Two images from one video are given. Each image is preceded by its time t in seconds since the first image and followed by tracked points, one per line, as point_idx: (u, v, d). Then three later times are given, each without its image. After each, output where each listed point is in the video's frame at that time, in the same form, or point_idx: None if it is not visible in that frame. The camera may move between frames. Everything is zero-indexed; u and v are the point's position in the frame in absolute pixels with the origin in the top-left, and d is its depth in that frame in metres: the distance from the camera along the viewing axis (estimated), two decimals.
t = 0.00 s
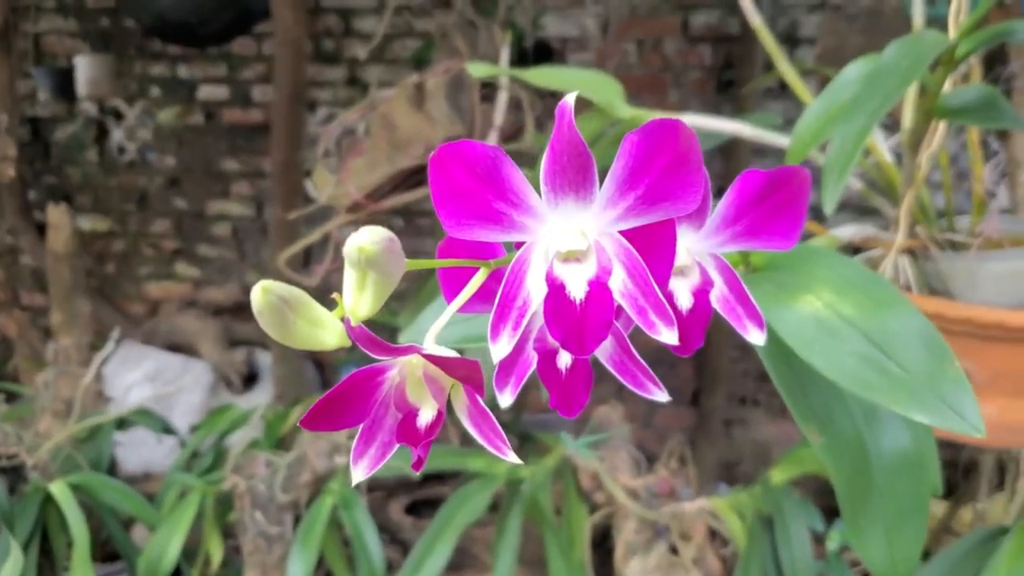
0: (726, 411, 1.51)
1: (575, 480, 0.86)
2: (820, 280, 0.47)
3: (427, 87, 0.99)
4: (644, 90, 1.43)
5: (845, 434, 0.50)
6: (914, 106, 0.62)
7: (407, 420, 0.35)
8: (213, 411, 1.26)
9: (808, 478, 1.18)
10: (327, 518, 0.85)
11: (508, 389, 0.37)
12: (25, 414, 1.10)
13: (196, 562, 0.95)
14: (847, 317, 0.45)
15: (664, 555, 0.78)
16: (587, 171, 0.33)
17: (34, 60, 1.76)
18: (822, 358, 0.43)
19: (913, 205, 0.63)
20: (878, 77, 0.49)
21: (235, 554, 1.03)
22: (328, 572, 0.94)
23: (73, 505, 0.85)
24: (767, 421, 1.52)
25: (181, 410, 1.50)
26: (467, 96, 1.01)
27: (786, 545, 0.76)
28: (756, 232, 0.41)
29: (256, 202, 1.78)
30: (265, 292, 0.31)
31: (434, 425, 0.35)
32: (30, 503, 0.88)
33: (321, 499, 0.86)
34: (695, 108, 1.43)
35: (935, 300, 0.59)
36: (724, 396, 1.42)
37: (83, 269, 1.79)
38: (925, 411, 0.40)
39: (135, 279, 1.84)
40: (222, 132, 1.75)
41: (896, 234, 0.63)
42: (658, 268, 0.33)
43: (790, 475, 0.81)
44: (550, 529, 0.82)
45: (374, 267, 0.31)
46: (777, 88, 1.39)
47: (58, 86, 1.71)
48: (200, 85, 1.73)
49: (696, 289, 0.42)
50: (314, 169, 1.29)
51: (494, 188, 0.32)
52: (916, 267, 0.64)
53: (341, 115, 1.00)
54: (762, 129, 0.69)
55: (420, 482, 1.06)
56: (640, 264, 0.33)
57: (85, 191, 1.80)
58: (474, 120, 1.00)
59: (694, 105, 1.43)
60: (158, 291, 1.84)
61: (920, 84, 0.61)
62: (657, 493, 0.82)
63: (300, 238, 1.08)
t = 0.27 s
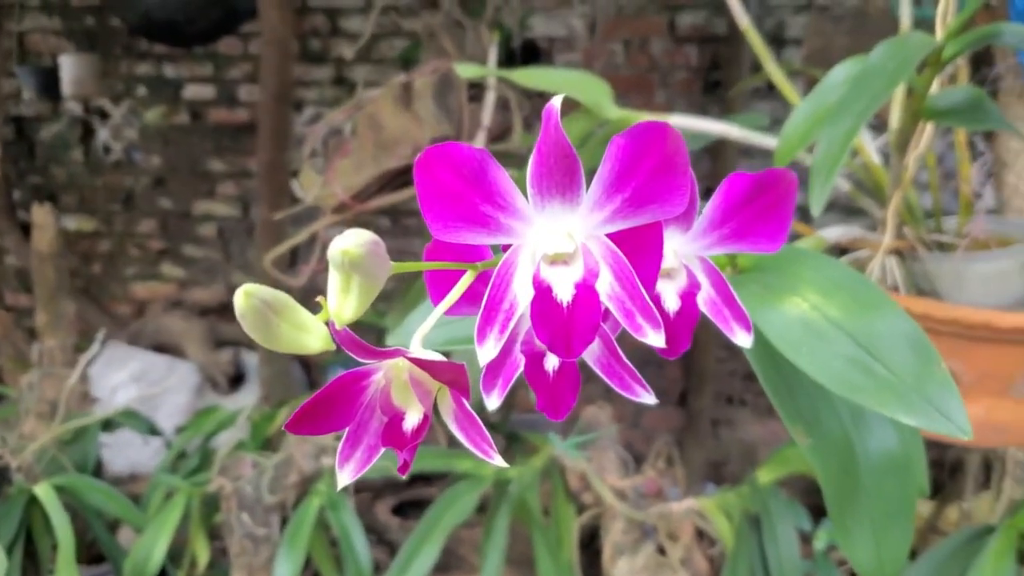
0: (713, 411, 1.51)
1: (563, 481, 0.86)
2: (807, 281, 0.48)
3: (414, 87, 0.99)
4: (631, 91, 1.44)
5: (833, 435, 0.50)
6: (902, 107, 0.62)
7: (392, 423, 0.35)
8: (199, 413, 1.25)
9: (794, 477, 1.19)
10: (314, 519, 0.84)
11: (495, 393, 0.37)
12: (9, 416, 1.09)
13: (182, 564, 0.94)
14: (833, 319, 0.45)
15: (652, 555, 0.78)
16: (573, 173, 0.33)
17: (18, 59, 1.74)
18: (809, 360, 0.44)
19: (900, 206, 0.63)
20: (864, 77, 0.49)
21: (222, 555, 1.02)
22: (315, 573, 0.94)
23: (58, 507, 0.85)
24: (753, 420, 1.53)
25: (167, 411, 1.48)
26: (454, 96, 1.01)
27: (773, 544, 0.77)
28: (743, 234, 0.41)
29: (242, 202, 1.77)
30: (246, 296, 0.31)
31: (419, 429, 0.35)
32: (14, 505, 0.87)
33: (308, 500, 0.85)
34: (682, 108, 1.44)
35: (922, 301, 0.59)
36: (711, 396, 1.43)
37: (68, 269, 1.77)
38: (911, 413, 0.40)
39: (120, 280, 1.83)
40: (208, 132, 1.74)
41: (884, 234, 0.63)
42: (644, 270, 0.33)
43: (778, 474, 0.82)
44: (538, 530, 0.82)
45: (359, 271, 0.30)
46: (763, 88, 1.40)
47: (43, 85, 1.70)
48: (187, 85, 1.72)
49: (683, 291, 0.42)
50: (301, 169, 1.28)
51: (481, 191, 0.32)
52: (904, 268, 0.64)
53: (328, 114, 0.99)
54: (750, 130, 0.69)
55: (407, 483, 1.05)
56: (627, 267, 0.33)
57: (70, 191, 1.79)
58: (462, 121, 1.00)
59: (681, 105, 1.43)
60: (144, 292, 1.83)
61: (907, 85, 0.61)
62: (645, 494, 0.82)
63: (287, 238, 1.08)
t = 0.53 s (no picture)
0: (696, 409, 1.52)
1: (548, 477, 0.86)
2: (796, 279, 0.48)
3: (399, 85, 0.99)
4: (614, 90, 1.44)
5: (821, 432, 0.51)
6: (886, 106, 0.63)
7: (386, 421, 0.34)
8: (182, 413, 1.24)
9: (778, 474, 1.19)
10: (298, 518, 0.84)
11: (487, 390, 0.37)
12: None
13: (165, 565, 0.94)
14: (822, 316, 0.45)
15: (638, 553, 0.79)
16: (567, 170, 0.33)
17: None
18: (800, 357, 0.44)
19: (885, 204, 0.64)
20: (850, 75, 0.49)
21: (205, 556, 1.01)
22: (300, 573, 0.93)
23: (39, 508, 0.84)
24: (736, 418, 1.53)
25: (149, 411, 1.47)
26: (439, 94, 1.00)
27: (758, 541, 0.77)
28: (735, 231, 0.41)
29: (224, 201, 1.76)
30: (241, 293, 0.30)
31: (413, 427, 0.34)
32: None
33: (293, 499, 0.85)
34: (665, 107, 1.44)
35: (909, 299, 0.59)
36: (694, 394, 1.43)
37: (48, 269, 1.75)
38: (901, 409, 0.41)
39: (101, 279, 1.81)
40: (189, 130, 1.73)
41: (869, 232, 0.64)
42: (638, 267, 0.33)
43: (762, 471, 0.82)
44: (524, 528, 0.82)
45: (354, 267, 0.30)
46: (745, 88, 1.41)
47: (21, 82, 1.67)
48: (168, 83, 1.70)
49: (675, 288, 0.42)
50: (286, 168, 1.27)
51: (475, 187, 0.32)
52: (889, 265, 0.65)
53: (311, 113, 0.98)
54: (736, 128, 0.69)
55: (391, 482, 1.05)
56: (621, 264, 0.33)
57: (50, 190, 1.77)
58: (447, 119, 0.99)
59: (664, 104, 1.44)
60: (126, 291, 1.81)
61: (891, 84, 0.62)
62: (631, 492, 0.84)
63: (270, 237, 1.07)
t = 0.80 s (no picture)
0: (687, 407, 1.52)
1: (542, 475, 0.86)
2: (800, 276, 0.48)
3: (393, 83, 0.99)
4: (605, 89, 1.45)
5: (823, 428, 0.51)
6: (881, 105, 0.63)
7: (406, 415, 0.35)
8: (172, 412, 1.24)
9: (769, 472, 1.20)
10: (292, 518, 0.84)
11: (499, 385, 0.36)
12: None
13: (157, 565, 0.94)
14: (826, 312, 0.46)
15: (631, 551, 0.79)
16: (586, 165, 0.33)
17: None
18: (803, 352, 0.44)
19: (879, 203, 0.64)
20: (848, 77, 0.50)
21: (198, 556, 1.01)
22: (294, 573, 0.93)
23: (30, 508, 0.83)
24: (727, 416, 1.54)
25: (141, 411, 1.47)
26: (434, 92, 1.02)
27: (751, 540, 0.78)
28: (746, 227, 0.40)
29: (214, 200, 1.75)
30: (276, 285, 0.30)
31: (434, 420, 0.34)
32: None
33: (287, 499, 0.85)
34: (656, 107, 1.44)
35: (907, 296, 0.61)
36: (685, 392, 1.44)
37: (37, 268, 1.75)
38: (904, 403, 0.41)
39: (90, 279, 1.80)
40: (179, 129, 1.72)
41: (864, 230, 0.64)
42: (654, 262, 0.33)
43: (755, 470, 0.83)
44: (517, 526, 0.82)
45: (383, 261, 0.30)
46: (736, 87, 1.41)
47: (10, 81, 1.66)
48: (158, 82, 1.69)
49: (686, 284, 0.42)
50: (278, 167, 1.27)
51: (493, 183, 0.32)
52: (883, 264, 0.65)
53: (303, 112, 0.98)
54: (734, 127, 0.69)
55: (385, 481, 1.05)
56: (637, 259, 0.32)
57: (39, 190, 1.76)
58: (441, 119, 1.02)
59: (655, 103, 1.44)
60: (116, 291, 1.80)
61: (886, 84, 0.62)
62: (623, 490, 0.84)
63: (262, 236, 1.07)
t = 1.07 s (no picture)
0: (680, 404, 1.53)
1: (540, 474, 0.86)
2: (811, 273, 0.49)
3: (390, 82, 0.99)
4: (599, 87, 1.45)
5: (831, 424, 0.52)
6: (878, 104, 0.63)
7: (430, 411, 0.35)
8: (166, 412, 1.24)
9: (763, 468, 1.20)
10: (289, 517, 0.84)
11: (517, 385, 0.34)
12: None
13: (153, 566, 0.94)
14: (837, 309, 0.46)
15: (628, 548, 0.79)
16: (611, 160, 0.32)
17: None
18: (815, 349, 0.45)
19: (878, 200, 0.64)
20: (851, 75, 0.51)
21: (193, 556, 1.01)
22: (290, 572, 0.93)
23: (26, 509, 0.83)
24: (720, 413, 1.54)
25: (135, 409, 1.46)
26: (431, 91, 1.02)
27: (749, 537, 0.79)
28: (763, 224, 0.38)
29: (207, 199, 1.73)
30: (315, 280, 0.29)
31: (458, 417, 0.34)
32: None
33: (284, 498, 0.85)
34: (649, 105, 1.44)
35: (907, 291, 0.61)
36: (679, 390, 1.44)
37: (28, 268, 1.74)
38: (915, 399, 0.41)
39: (82, 278, 1.79)
40: (171, 128, 1.70)
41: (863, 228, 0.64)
42: (675, 257, 0.32)
43: (751, 466, 0.83)
44: (515, 524, 0.82)
45: (417, 257, 0.31)
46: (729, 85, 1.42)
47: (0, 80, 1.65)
48: (150, 80, 1.68)
49: (703, 280, 0.41)
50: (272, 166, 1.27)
51: (517, 179, 0.32)
52: (882, 261, 0.65)
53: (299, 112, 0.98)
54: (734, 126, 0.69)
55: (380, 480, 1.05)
56: (660, 255, 0.32)
57: (30, 189, 1.75)
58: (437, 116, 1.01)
59: (648, 101, 1.44)
60: (108, 290, 1.79)
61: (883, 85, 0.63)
62: (620, 487, 0.84)
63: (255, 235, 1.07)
